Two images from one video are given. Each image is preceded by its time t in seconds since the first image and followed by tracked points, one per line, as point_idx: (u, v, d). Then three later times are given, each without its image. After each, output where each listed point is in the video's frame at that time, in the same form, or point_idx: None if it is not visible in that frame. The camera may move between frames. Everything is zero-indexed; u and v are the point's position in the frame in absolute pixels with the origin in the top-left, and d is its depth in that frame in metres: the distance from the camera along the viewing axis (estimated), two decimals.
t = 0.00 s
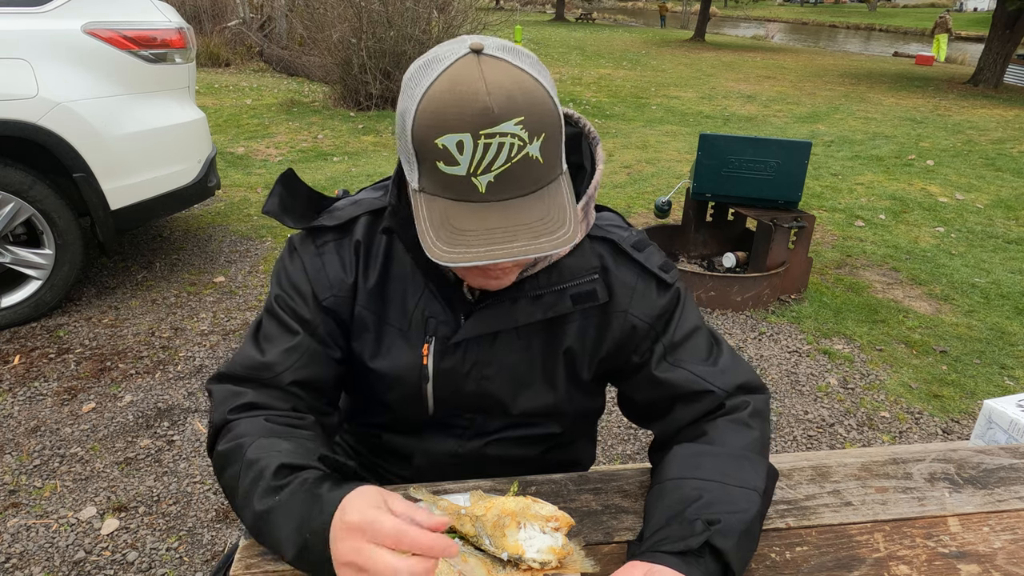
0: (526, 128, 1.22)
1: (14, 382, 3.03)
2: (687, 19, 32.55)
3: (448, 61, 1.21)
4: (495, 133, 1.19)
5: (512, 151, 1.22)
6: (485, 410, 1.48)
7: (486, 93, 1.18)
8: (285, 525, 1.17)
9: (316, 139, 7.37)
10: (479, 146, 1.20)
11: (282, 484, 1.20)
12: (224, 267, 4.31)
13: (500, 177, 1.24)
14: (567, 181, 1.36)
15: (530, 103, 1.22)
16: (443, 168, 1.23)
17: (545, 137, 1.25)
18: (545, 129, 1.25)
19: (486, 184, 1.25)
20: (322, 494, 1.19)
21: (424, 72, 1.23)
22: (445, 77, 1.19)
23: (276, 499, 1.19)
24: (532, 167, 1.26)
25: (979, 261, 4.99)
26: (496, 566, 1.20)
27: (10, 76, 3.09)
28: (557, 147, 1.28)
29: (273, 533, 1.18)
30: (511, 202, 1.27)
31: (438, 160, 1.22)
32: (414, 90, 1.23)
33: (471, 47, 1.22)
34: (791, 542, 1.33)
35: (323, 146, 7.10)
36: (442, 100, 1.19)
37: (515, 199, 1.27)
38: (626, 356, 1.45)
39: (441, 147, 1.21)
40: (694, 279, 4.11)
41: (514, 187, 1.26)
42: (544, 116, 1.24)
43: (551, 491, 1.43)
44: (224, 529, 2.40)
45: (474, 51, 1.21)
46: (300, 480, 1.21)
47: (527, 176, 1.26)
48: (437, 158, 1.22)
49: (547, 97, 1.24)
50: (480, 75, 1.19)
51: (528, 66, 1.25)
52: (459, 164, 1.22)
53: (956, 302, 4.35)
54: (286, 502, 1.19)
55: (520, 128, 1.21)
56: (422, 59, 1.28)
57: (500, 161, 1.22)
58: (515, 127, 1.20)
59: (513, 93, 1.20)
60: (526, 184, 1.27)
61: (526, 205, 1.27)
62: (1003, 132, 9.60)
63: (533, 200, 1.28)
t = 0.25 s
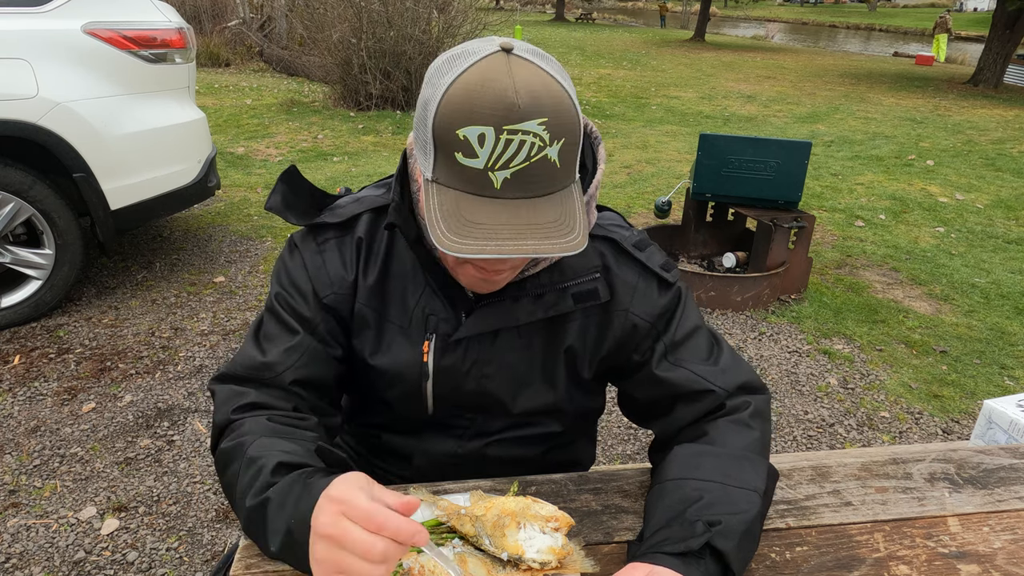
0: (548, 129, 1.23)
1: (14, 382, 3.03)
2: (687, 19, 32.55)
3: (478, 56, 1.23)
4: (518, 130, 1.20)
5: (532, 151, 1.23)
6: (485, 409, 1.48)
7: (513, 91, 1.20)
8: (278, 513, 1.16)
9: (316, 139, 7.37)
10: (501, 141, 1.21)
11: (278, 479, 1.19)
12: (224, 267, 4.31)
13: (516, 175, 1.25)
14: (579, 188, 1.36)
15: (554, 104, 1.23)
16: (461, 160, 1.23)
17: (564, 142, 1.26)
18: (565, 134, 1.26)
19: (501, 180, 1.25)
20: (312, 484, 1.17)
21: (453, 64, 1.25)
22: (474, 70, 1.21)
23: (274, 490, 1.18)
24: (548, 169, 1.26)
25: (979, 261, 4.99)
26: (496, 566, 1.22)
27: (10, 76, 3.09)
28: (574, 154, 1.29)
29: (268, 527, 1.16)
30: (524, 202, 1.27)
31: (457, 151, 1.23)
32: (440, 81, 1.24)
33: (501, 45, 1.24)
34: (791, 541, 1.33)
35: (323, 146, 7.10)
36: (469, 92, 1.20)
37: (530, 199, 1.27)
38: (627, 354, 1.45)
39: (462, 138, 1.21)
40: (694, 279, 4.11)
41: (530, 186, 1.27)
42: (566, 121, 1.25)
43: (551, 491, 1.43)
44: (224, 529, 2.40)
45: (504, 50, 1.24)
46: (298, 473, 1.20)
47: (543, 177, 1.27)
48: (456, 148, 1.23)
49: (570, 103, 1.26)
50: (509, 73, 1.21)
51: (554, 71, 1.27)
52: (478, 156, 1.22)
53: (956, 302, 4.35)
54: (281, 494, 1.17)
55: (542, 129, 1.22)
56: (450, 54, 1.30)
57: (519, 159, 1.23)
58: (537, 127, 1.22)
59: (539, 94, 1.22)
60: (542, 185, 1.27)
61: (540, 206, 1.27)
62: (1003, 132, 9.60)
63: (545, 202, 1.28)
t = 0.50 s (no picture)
0: (562, 130, 1.23)
1: (14, 382, 3.03)
2: (687, 19, 32.55)
3: (500, 50, 1.23)
4: (531, 126, 1.21)
5: (543, 149, 1.23)
6: (487, 407, 1.48)
7: (531, 88, 1.20)
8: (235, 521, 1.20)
9: (316, 139, 7.37)
10: (513, 136, 1.21)
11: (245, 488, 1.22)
12: (224, 267, 4.31)
13: (525, 171, 1.25)
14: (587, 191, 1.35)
15: (570, 106, 1.23)
16: (471, 150, 1.23)
17: (577, 144, 1.26)
18: (579, 137, 1.25)
19: (511, 175, 1.25)
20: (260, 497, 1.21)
21: (474, 55, 1.25)
22: (494, 63, 1.21)
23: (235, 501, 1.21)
24: (557, 170, 1.26)
25: (979, 261, 4.99)
26: (496, 566, 1.22)
27: (10, 75, 3.09)
28: (585, 157, 1.29)
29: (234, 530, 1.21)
30: (531, 199, 1.27)
31: (468, 142, 1.23)
32: (459, 70, 1.24)
33: (525, 43, 1.25)
34: (791, 541, 1.33)
35: (323, 146, 7.11)
36: (487, 84, 1.20)
37: (538, 196, 1.27)
38: (629, 353, 1.45)
39: (475, 129, 1.22)
40: (694, 279, 4.11)
41: (538, 184, 1.27)
42: (581, 123, 1.25)
43: (551, 491, 1.43)
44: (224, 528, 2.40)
45: (527, 47, 1.24)
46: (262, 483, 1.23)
47: (551, 178, 1.27)
48: (468, 139, 1.23)
49: (587, 105, 1.26)
50: (529, 70, 1.21)
51: (574, 72, 1.26)
52: (490, 149, 1.23)
53: (956, 302, 4.35)
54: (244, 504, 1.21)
55: (556, 129, 1.22)
56: (473, 44, 1.30)
57: (529, 156, 1.23)
58: (551, 126, 1.22)
59: (556, 93, 1.22)
60: (550, 185, 1.27)
61: (547, 205, 1.27)
62: (1003, 132, 9.60)
63: (552, 202, 1.28)
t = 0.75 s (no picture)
0: (563, 124, 1.23)
1: (14, 382, 3.03)
2: (687, 19, 32.55)
3: (502, 46, 1.24)
4: (531, 119, 1.21)
5: (543, 143, 1.23)
6: (488, 408, 1.48)
7: (532, 82, 1.21)
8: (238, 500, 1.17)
9: (316, 139, 7.37)
10: (512, 128, 1.21)
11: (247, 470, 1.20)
12: (223, 267, 4.31)
13: (524, 165, 1.24)
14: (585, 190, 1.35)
15: (571, 101, 1.23)
16: (471, 143, 1.23)
17: (577, 140, 1.26)
18: (579, 132, 1.25)
19: (509, 168, 1.25)
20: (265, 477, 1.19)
21: (477, 51, 1.26)
22: (496, 58, 1.22)
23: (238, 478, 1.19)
24: (557, 164, 1.26)
25: (979, 261, 4.99)
26: (496, 566, 1.22)
27: (10, 75, 3.09)
28: (585, 154, 1.28)
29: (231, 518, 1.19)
30: (530, 193, 1.26)
31: (467, 134, 1.23)
32: (461, 66, 1.25)
33: (527, 40, 1.26)
34: (791, 542, 1.33)
35: (323, 146, 7.10)
36: (488, 78, 1.21)
37: (537, 191, 1.27)
38: (630, 353, 1.45)
39: (476, 121, 1.22)
40: (694, 279, 4.11)
41: (537, 178, 1.26)
42: (582, 119, 1.25)
43: (551, 491, 1.43)
44: (224, 528, 2.40)
45: (529, 45, 1.25)
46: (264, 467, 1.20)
47: (550, 172, 1.26)
48: (468, 131, 1.23)
49: (587, 101, 1.26)
50: (530, 66, 1.22)
51: (574, 70, 1.27)
52: (489, 141, 1.23)
53: (956, 302, 4.35)
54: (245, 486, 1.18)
55: (556, 122, 1.23)
56: (476, 42, 1.31)
57: (529, 149, 1.23)
58: (551, 119, 1.22)
59: (557, 88, 1.22)
60: (548, 179, 1.27)
61: (546, 199, 1.27)
62: (1003, 132, 9.60)
63: (550, 197, 1.27)
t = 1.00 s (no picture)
0: (555, 128, 1.23)
1: (14, 382, 3.03)
2: (687, 19, 32.54)
3: (494, 49, 1.23)
4: (524, 125, 1.20)
5: (536, 147, 1.23)
6: (486, 408, 1.48)
7: (525, 86, 1.20)
8: (255, 477, 1.18)
9: (316, 139, 7.37)
10: (506, 134, 1.21)
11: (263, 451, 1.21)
12: (224, 267, 4.31)
13: (518, 170, 1.25)
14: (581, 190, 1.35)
15: (564, 103, 1.22)
16: (465, 149, 1.24)
17: (571, 142, 1.26)
18: (573, 136, 1.25)
19: (503, 173, 1.25)
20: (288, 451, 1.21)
21: (471, 52, 1.25)
22: (488, 61, 1.21)
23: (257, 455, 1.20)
24: (551, 168, 1.26)
25: (979, 261, 4.99)
26: (496, 566, 1.22)
27: (10, 75, 3.09)
28: (581, 156, 1.28)
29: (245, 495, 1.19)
30: (525, 197, 1.27)
31: (462, 140, 1.23)
32: (453, 70, 1.25)
33: (519, 41, 1.25)
34: (791, 542, 1.33)
35: (323, 147, 7.11)
36: (479, 83, 1.20)
37: (531, 195, 1.27)
38: (630, 353, 1.45)
39: (469, 127, 1.22)
40: (694, 279, 4.11)
41: (531, 184, 1.27)
42: (575, 122, 1.24)
43: (551, 491, 1.43)
44: (224, 529, 2.40)
45: (521, 46, 1.24)
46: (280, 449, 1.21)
47: (545, 176, 1.27)
48: (462, 137, 1.23)
49: (581, 102, 1.25)
50: (523, 68, 1.22)
51: (568, 70, 1.26)
52: (482, 147, 1.23)
53: (956, 302, 4.35)
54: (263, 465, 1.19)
55: (549, 127, 1.22)
56: (469, 43, 1.30)
57: (522, 155, 1.23)
58: (544, 124, 1.21)
59: (550, 90, 1.21)
60: (542, 183, 1.27)
61: (540, 204, 1.27)
62: (1003, 132, 9.60)
63: (544, 201, 1.28)
